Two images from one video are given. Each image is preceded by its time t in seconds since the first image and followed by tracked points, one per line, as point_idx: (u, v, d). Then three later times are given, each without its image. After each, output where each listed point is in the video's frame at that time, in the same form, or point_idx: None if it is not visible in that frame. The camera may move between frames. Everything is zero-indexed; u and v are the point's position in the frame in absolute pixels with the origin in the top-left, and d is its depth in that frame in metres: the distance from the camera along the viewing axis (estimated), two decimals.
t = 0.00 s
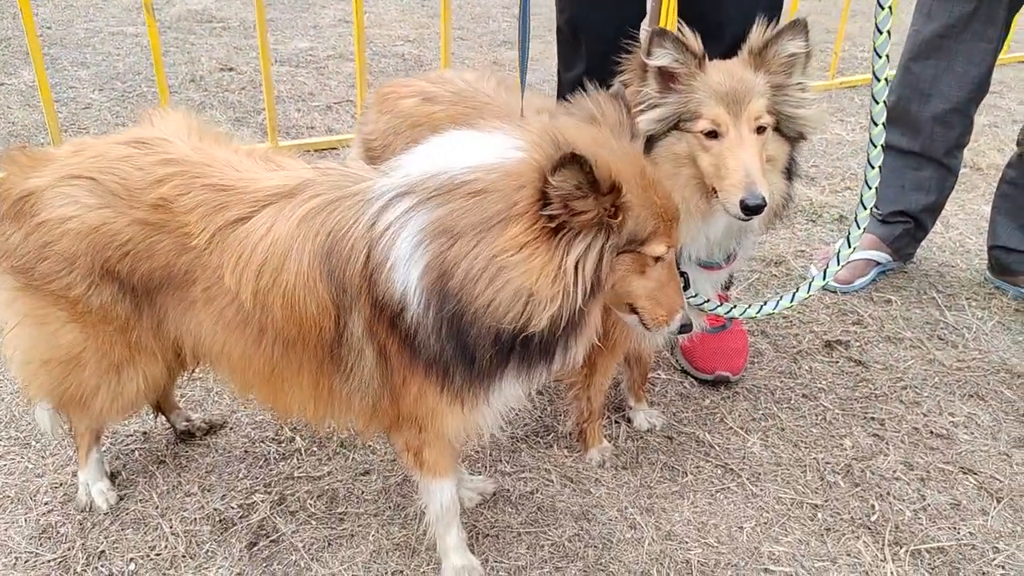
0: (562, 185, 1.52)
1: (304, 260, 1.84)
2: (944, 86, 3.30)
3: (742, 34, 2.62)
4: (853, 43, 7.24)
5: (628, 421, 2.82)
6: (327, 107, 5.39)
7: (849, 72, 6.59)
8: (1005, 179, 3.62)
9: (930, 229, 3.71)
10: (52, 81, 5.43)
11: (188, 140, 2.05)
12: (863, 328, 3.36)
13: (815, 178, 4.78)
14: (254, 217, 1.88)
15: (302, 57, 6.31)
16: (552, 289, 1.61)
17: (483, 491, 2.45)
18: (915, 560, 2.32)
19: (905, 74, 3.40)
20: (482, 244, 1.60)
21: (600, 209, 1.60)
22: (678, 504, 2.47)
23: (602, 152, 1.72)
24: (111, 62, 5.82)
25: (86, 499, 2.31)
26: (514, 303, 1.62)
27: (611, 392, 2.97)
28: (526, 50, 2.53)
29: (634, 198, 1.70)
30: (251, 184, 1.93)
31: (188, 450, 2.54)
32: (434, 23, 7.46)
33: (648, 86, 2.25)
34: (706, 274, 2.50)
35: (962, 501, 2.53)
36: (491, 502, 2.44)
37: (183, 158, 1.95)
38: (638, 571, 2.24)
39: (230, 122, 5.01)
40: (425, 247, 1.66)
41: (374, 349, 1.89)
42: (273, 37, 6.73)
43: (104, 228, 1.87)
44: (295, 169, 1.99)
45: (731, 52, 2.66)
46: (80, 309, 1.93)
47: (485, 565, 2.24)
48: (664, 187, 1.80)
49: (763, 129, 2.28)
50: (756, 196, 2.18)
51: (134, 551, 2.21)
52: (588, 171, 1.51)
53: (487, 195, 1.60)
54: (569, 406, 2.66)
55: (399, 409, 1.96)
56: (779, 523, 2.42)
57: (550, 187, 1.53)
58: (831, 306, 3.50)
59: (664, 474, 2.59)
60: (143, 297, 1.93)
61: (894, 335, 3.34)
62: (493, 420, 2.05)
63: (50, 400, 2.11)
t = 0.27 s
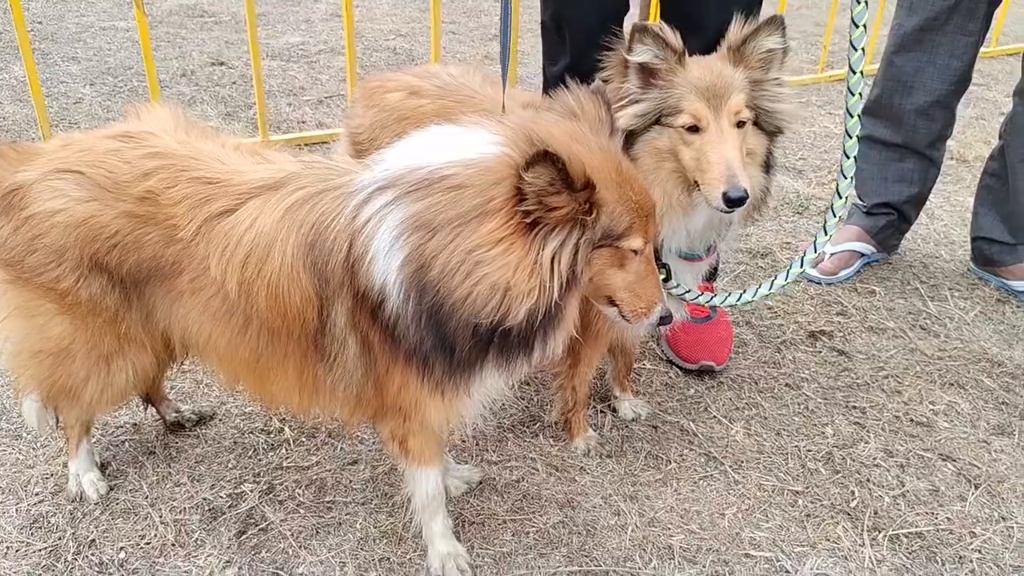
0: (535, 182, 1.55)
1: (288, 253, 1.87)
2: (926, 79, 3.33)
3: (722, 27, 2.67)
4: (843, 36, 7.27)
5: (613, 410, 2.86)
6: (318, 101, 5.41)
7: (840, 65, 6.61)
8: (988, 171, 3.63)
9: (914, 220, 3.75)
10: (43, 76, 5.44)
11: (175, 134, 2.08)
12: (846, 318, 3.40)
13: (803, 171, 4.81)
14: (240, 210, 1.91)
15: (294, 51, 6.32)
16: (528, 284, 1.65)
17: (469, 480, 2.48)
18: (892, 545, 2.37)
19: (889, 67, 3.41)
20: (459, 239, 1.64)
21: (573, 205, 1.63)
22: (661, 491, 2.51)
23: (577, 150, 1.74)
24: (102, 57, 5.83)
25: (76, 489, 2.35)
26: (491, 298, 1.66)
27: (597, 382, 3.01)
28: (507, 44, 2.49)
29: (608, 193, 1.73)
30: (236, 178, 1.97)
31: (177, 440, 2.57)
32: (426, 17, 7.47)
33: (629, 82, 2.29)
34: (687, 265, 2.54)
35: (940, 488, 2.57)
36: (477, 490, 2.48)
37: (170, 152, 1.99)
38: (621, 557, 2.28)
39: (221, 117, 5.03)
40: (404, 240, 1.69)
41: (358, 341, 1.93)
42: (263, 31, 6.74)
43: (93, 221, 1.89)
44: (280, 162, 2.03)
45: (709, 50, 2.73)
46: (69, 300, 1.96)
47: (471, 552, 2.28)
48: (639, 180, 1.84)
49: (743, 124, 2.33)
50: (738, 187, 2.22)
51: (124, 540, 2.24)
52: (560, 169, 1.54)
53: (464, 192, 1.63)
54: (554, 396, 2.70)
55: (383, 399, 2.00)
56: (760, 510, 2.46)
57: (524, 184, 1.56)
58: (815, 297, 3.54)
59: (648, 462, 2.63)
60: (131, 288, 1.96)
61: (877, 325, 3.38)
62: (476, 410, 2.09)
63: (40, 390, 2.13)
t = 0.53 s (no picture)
0: (502, 176, 1.61)
1: (282, 253, 1.92)
2: (910, 77, 3.38)
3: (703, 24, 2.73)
4: (834, 32, 7.32)
5: (602, 404, 2.92)
6: (311, 98, 5.45)
7: (829, 61, 6.67)
8: (971, 167, 3.67)
9: (899, 216, 3.82)
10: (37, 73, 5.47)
11: (172, 136, 2.12)
12: (831, 313, 3.47)
13: (791, 166, 4.87)
14: (237, 210, 1.96)
15: (287, 48, 6.35)
16: (511, 278, 1.71)
17: (460, 472, 2.54)
18: (872, 534, 2.44)
19: (874, 65, 3.46)
20: (441, 239, 1.70)
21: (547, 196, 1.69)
22: (648, 483, 2.57)
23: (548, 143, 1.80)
24: (96, 55, 5.85)
25: (76, 484, 2.40)
26: (476, 293, 1.72)
27: (586, 376, 3.07)
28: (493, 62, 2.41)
29: (582, 180, 1.79)
30: (232, 179, 2.02)
31: (174, 435, 2.63)
32: (419, 13, 7.50)
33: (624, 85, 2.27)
34: (674, 261, 2.59)
35: (920, 478, 2.64)
36: (468, 483, 2.53)
37: (169, 153, 2.03)
38: (608, 547, 2.34)
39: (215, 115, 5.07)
40: (389, 242, 1.75)
41: (352, 338, 1.98)
42: (257, 28, 6.77)
43: (93, 220, 1.94)
44: (274, 163, 2.09)
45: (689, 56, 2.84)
46: (69, 298, 2.01)
47: (463, 542, 2.34)
48: (613, 162, 1.89)
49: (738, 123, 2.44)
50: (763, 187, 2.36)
51: (123, 533, 2.30)
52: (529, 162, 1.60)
53: (440, 195, 1.69)
54: (544, 389, 2.76)
55: (377, 394, 2.05)
56: (744, 501, 2.52)
57: (493, 179, 1.62)
58: (801, 292, 3.61)
59: (636, 454, 2.69)
60: (130, 286, 2.01)
61: (862, 319, 3.44)
62: (468, 403, 2.15)
63: (40, 386, 2.18)
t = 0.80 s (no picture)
0: (454, 188, 1.67)
1: (283, 277, 1.99)
2: (894, 89, 3.45)
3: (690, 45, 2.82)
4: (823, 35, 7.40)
5: (593, 413, 3.00)
6: (307, 105, 5.50)
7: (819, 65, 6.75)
8: (954, 176, 3.72)
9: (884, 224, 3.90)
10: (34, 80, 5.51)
11: (177, 161, 2.19)
12: (817, 320, 3.55)
13: (780, 172, 4.94)
14: (239, 235, 2.03)
15: (282, 53, 6.40)
16: (483, 283, 1.76)
17: (455, 481, 2.62)
18: (854, 540, 2.52)
19: (858, 78, 3.54)
20: (418, 259, 1.78)
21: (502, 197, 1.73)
22: (637, 491, 2.65)
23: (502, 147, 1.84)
24: (92, 61, 5.89)
25: (81, 495, 2.47)
26: (454, 304, 1.78)
27: (577, 386, 3.14)
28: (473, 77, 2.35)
29: (541, 177, 1.81)
30: (234, 205, 2.09)
31: (176, 446, 2.69)
32: (412, 17, 7.55)
33: (621, 112, 2.31)
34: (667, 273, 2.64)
35: (901, 485, 2.72)
36: (463, 492, 2.61)
37: (174, 180, 2.10)
38: (598, 554, 2.42)
39: (211, 122, 5.12)
40: (373, 266, 1.84)
41: (349, 355, 2.05)
42: (252, 33, 6.81)
43: (102, 245, 2.00)
44: (275, 189, 2.16)
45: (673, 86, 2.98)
46: (78, 319, 2.07)
47: (457, 550, 2.42)
48: (575, 155, 1.90)
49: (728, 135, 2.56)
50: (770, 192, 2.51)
51: (128, 543, 2.36)
52: (474, 168, 1.64)
53: (414, 219, 1.78)
54: (536, 400, 2.83)
55: (375, 409, 2.12)
56: (731, 508, 2.60)
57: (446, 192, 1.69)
58: (788, 299, 3.69)
59: (626, 462, 2.77)
60: (136, 307, 2.07)
61: (847, 327, 3.52)
62: (465, 417, 2.21)
63: (47, 403, 2.24)
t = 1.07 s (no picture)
0: (436, 210, 1.76)
1: (287, 295, 2.07)
2: (879, 102, 3.53)
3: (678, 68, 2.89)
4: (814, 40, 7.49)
5: (585, 419, 3.08)
6: (303, 111, 5.57)
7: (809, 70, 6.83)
8: (938, 185, 3.80)
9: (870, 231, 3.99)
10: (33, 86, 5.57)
11: (186, 182, 2.27)
12: (804, 326, 3.64)
13: (770, 179, 5.03)
14: (246, 255, 2.11)
15: (279, 58, 6.46)
16: (470, 298, 1.84)
17: (452, 486, 2.70)
18: (838, 543, 2.61)
19: (844, 90, 3.62)
20: (407, 279, 1.86)
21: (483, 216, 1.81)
22: (629, 495, 2.74)
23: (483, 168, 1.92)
24: (91, 67, 5.95)
25: (89, 500, 2.54)
26: (444, 320, 1.86)
27: (570, 392, 3.23)
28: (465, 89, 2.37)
29: (521, 194, 1.88)
30: (241, 225, 2.17)
31: (180, 452, 2.77)
32: (407, 21, 7.62)
33: (622, 143, 2.39)
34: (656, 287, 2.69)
35: (884, 488, 2.81)
36: (459, 496, 2.69)
37: (184, 200, 2.18)
38: (591, 556, 2.51)
39: (210, 129, 5.19)
40: (367, 287, 1.92)
41: (350, 370, 2.13)
42: (249, 37, 6.87)
43: (115, 264, 2.08)
44: (279, 209, 2.24)
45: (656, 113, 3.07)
46: (91, 334, 2.15)
47: (454, 553, 2.50)
48: (557, 170, 1.97)
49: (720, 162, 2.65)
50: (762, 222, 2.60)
51: (135, 546, 2.44)
52: (454, 190, 1.73)
53: (402, 241, 1.86)
54: (530, 407, 2.91)
55: (376, 421, 2.20)
56: (719, 511, 2.69)
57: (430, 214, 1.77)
58: (776, 306, 3.78)
59: (617, 467, 2.86)
60: (148, 322, 2.16)
61: (833, 333, 3.61)
62: (464, 425, 2.29)
63: (59, 413, 2.33)
